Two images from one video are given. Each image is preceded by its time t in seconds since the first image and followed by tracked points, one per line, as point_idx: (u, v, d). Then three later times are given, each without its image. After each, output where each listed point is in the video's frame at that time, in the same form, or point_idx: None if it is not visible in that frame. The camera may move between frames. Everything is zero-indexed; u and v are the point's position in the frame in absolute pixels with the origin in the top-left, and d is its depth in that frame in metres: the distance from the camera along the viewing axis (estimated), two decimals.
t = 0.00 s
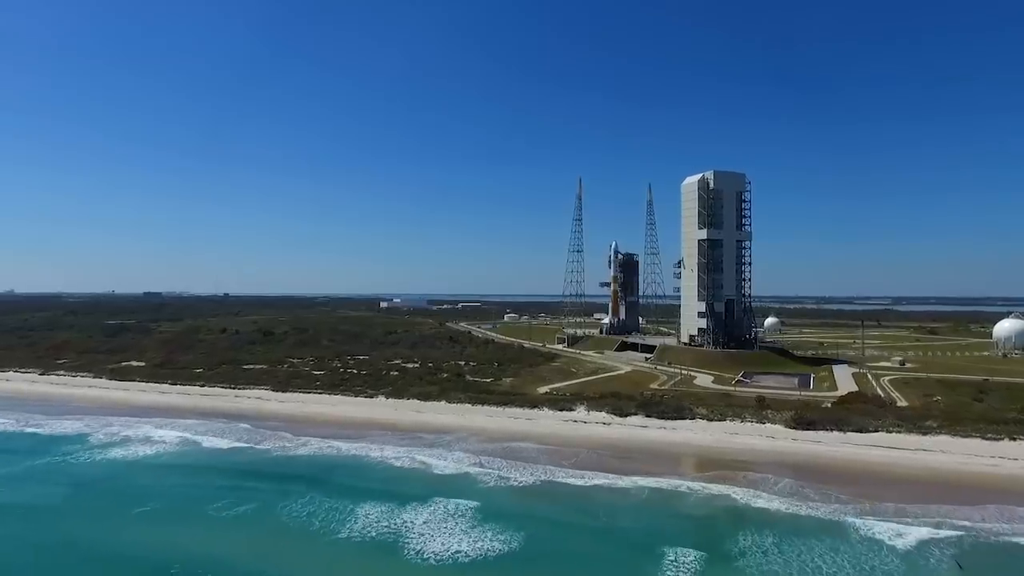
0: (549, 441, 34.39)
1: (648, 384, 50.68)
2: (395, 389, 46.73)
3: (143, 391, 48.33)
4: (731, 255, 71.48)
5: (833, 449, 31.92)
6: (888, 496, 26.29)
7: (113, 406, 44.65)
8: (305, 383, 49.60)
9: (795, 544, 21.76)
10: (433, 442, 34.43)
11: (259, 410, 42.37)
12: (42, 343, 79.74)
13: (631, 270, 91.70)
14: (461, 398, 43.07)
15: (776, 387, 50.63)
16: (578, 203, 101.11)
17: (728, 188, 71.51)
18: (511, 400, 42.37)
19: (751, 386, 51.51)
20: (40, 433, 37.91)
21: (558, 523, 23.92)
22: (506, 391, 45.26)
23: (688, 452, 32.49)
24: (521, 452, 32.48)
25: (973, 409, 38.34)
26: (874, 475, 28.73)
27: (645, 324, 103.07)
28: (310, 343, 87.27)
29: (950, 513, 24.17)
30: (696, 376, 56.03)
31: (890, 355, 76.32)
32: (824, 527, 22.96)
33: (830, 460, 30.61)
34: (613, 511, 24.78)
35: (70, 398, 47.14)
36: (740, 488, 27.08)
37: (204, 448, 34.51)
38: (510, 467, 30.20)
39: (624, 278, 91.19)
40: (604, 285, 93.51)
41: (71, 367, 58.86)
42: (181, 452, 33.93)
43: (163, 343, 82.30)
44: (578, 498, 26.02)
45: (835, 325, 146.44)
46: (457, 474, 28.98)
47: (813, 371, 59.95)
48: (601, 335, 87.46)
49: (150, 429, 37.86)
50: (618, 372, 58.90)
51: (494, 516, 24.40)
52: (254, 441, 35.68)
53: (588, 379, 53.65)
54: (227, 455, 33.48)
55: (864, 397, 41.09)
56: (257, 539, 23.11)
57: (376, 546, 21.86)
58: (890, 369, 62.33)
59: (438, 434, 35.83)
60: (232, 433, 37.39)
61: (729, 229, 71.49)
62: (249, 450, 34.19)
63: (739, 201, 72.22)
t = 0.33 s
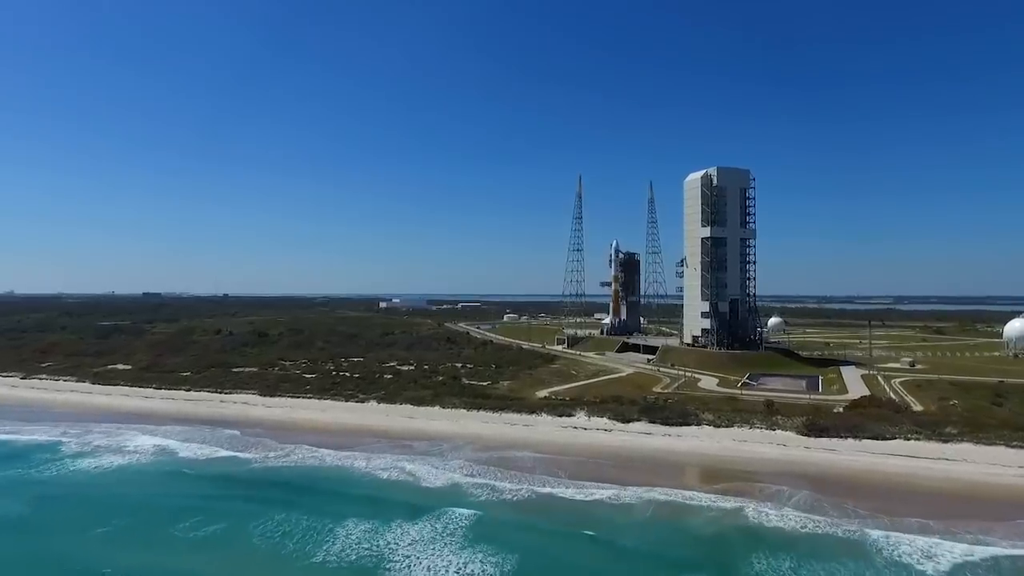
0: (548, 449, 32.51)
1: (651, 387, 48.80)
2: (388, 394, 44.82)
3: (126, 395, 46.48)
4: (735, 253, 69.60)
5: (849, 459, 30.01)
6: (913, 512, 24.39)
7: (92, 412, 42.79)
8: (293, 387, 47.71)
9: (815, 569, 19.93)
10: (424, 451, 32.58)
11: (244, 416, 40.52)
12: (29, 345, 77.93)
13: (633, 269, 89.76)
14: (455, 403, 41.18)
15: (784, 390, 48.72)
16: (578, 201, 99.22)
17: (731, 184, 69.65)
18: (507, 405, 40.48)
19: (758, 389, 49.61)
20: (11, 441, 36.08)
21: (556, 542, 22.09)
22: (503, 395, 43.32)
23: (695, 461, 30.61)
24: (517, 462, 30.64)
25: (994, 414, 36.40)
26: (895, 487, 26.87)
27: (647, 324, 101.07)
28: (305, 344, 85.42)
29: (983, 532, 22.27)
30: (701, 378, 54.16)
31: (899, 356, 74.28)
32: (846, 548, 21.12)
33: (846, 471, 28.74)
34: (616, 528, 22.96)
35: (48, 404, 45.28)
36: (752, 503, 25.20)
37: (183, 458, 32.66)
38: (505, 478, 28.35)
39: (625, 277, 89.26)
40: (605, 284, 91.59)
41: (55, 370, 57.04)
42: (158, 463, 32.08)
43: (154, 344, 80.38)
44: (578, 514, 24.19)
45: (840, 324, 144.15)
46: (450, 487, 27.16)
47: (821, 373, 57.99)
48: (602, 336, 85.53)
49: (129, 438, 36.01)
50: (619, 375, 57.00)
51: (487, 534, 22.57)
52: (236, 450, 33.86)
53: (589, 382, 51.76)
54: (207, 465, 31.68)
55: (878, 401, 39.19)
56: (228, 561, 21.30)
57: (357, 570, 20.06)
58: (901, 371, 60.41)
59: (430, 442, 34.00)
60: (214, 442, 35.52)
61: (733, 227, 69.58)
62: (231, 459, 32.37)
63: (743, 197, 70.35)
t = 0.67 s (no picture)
0: (545, 460, 30.40)
1: (655, 391, 46.69)
2: (378, 400, 42.75)
3: (105, 401, 44.38)
4: (741, 251, 67.50)
5: (871, 471, 27.86)
6: (946, 532, 22.25)
7: (68, 419, 40.70)
8: (280, 392, 45.61)
9: None
10: (414, 462, 30.49)
11: (226, 424, 38.43)
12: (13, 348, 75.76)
13: (635, 268, 87.62)
14: (449, 409, 39.10)
15: (794, 395, 46.57)
16: (578, 198, 97.14)
17: (736, 180, 67.56)
18: (504, 411, 38.37)
19: (767, 393, 47.47)
20: None
21: (553, 568, 20.08)
22: (499, 401, 41.22)
23: (705, 473, 28.50)
24: (513, 474, 28.55)
25: (1020, 421, 34.23)
26: (923, 503, 24.74)
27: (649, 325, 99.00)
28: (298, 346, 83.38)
29: None
30: (706, 382, 52.04)
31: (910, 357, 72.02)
32: None
33: (867, 484, 26.66)
34: (621, 553, 20.90)
35: (24, 410, 43.19)
36: (769, 521, 23.10)
37: (156, 470, 30.59)
38: (500, 493, 26.29)
39: (626, 277, 87.14)
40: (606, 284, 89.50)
41: (35, 374, 54.95)
42: (126, 475, 29.95)
43: (143, 347, 78.36)
44: (579, 535, 22.15)
45: (844, 324, 141.62)
46: (438, 505, 25.13)
47: (830, 376, 55.82)
48: (603, 337, 83.39)
49: (100, 448, 33.93)
50: (621, 378, 54.85)
51: (477, 561, 20.57)
52: (214, 461, 31.83)
53: (589, 386, 49.71)
54: (179, 478, 29.57)
55: (895, 407, 37.05)
56: None
57: None
58: (913, 373, 58.26)
59: (421, 453, 31.92)
60: (190, 452, 33.41)
61: (738, 224, 67.49)
62: (205, 471, 30.28)
63: (748, 194, 68.31)
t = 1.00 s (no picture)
0: (544, 474, 28.18)
1: (660, 397, 44.47)
2: (368, 406, 40.60)
3: (83, 407, 42.29)
4: (747, 250, 65.30)
5: (898, 486, 25.63)
6: (989, 559, 20.04)
7: (41, 427, 38.56)
8: (266, 398, 43.41)
9: None
10: (402, 476, 28.33)
11: (206, 433, 36.29)
12: None
13: (638, 268, 85.34)
14: (442, 416, 36.90)
15: (806, 400, 44.27)
16: (580, 196, 95.05)
17: (743, 176, 65.35)
18: (500, 419, 36.18)
19: (778, 398, 45.16)
20: None
21: None
22: (496, 407, 39.03)
23: (716, 489, 26.33)
24: (509, 490, 26.42)
25: None
26: (959, 525, 22.49)
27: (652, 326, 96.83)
28: (292, 348, 81.35)
29: None
30: (714, 386, 49.76)
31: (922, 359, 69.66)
32: None
33: (895, 502, 24.43)
34: None
35: None
36: (791, 546, 20.89)
37: (126, 485, 28.47)
38: (494, 512, 24.15)
39: (629, 276, 84.84)
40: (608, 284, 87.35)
41: (15, 378, 52.86)
42: (92, 491, 27.81)
43: (133, 349, 76.25)
44: (581, 562, 20.00)
45: (850, 325, 139.18)
46: (426, 528, 22.97)
47: (842, 380, 53.55)
48: (605, 338, 81.06)
49: (68, 460, 31.74)
50: (624, 382, 52.63)
51: None
52: (189, 474, 29.70)
53: (591, 391, 47.53)
54: (147, 494, 27.40)
55: (917, 414, 34.81)
56: None
57: None
58: (928, 376, 55.94)
59: (411, 465, 29.79)
60: (164, 465, 31.19)
61: (745, 222, 65.27)
62: (177, 486, 28.12)
63: (755, 191, 66.08)
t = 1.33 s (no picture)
0: (540, 492, 25.91)
1: (665, 403, 42.12)
2: (356, 414, 38.33)
3: (56, 416, 40.02)
4: (754, 248, 62.96)
5: (930, 507, 23.29)
6: None
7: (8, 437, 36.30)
8: (249, 405, 41.12)
9: None
10: (387, 493, 26.04)
11: (182, 443, 34.01)
12: None
13: (639, 267, 82.82)
14: (433, 426, 34.59)
15: (819, 406, 41.91)
16: (580, 195, 92.72)
17: (750, 172, 63.02)
18: (495, 428, 33.84)
19: (789, 403, 42.84)
20: None
21: None
22: (491, 415, 36.72)
23: (729, 509, 24.00)
24: (503, 510, 24.13)
25: None
26: (1005, 552, 20.13)
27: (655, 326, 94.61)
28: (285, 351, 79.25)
29: None
30: (721, 391, 47.40)
31: (935, 361, 67.26)
32: None
33: (929, 525, 22.06)
34: None
35: None
36: None
37: (86, 502, 26.17)
38: (485, 536, 21.86)
39: (631, 276, 82.48)
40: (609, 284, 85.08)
41: None
42: (48, 510, 25.52)
43: (120, 351, 74.00)
44: None
45: (857, 325, 136.43)
46: (408, 557, 20.58)
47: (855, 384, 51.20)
48: (607, 339, 78.70)
49: (26, 477, 29.33)
50: (627, 386, 50.23)
51: None
52: (155, 491, 27.40)
53: (592, 396, 45.23)
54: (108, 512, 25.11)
55: (941, 422, 32.44)
56: None
57: None
58: (944, 379, 53.52)
59: (396, 480, 27.51)
60: (130, 481, 28.78)
61: (751, 219, 62.94)
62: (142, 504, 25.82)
63: (762, 187, 63.74)
